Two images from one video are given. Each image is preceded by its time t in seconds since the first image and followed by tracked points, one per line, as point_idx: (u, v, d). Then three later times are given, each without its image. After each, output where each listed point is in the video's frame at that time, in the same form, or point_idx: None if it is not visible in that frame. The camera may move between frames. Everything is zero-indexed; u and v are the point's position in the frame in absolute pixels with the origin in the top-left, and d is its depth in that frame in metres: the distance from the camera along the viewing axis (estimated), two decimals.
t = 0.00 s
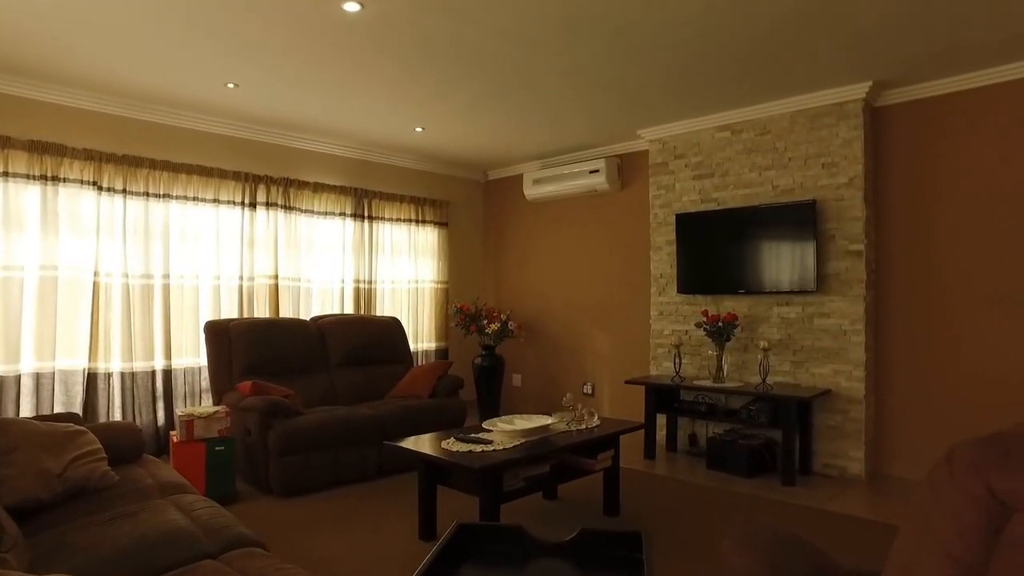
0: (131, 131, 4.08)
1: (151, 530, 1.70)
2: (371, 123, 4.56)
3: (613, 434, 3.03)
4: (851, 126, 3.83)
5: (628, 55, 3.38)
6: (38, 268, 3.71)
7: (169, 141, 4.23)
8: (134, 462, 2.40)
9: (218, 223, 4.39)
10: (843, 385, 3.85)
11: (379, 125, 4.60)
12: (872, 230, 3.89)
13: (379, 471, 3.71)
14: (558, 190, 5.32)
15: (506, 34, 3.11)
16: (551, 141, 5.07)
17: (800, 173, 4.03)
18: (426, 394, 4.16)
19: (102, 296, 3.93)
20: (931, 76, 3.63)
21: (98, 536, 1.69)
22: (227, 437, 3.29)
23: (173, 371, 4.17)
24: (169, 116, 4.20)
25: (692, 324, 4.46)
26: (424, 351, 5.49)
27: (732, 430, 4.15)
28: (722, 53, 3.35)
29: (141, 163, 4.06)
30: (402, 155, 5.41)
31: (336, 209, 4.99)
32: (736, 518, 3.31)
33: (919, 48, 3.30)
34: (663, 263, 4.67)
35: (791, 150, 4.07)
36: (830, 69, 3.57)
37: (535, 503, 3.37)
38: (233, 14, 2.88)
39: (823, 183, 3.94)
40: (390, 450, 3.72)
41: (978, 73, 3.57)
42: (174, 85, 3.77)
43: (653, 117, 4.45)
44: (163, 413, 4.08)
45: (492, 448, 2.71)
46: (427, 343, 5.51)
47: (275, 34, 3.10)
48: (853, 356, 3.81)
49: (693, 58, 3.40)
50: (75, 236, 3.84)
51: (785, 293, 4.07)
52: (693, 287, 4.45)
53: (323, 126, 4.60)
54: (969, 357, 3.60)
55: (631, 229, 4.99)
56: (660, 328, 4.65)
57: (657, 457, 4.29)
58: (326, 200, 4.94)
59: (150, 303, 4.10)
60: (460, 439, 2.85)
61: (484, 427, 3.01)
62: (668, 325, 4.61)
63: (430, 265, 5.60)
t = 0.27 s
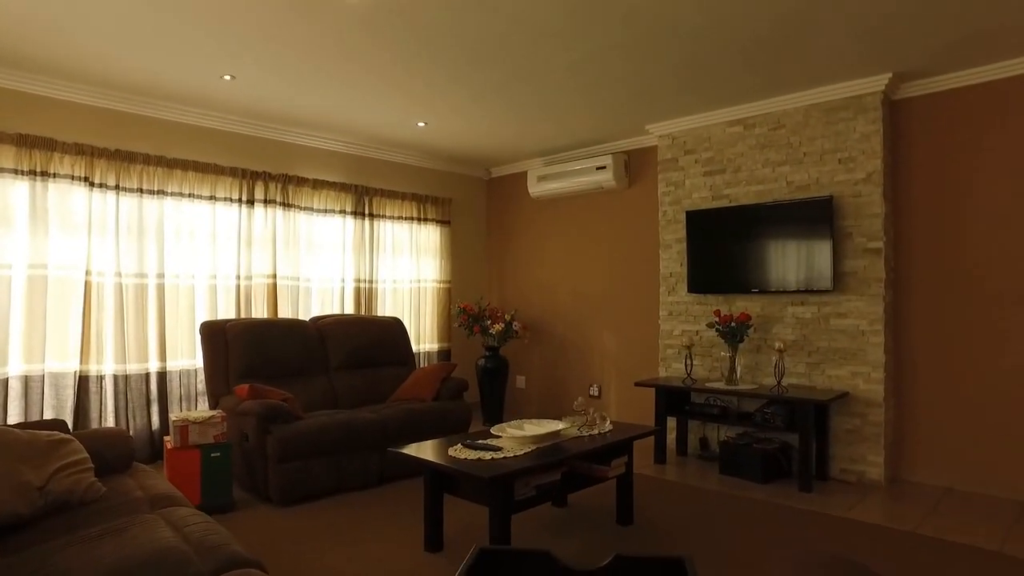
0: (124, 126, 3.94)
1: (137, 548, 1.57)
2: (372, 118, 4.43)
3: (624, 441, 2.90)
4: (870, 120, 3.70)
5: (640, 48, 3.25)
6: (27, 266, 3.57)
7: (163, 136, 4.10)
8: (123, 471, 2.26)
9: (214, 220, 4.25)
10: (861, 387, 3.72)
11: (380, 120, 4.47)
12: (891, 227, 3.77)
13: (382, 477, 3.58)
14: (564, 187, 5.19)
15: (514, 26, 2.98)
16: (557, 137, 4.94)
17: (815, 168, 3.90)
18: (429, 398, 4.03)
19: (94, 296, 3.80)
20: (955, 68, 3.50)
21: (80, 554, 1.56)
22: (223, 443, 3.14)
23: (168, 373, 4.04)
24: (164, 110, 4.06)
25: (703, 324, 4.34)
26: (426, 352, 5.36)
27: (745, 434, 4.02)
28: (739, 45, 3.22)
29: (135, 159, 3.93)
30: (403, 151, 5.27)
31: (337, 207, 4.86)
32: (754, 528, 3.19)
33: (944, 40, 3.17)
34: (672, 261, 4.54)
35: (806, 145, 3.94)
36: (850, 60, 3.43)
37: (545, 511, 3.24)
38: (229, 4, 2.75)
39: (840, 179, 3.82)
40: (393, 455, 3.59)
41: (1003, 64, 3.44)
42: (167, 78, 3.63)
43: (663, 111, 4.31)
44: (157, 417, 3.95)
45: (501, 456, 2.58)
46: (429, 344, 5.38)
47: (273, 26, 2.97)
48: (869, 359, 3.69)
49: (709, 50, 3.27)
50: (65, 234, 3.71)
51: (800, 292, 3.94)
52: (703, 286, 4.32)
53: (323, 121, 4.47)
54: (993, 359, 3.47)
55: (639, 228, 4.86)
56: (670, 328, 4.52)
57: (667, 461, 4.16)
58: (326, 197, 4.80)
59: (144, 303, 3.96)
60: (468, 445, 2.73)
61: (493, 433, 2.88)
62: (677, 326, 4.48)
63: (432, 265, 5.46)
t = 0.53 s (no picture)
0: (117, 121, 3.81)
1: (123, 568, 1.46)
2: (374, 114, 4.31)
3: (637, 448, 2.78)
4: (888, 115, 3.59)
5: (654, 42, 3.13)
6: (16, 266, 3.45)
7: (158, 132, 3.96)
8: (113, 481, 2.14)
9: (211, 219, 4.13)
10: (879, 391, 3.61)
11: (382, 116, 4.34)
12: (909, 226, 3.65)
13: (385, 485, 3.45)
14: (569, 185, 5.07)
15: (524, 19, 2.86)
16: (563, 134, 4.82)
17: (831, 166, 3.79)
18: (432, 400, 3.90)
19: (87, 297, 3.67)
20: (979, 61, 3.39)
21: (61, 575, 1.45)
22: (219, 450, 3.02)
23: (163, 376, 3.91)
24: (159, 105, 3.94)
25: (714, 326, 4.22)
26: (428, 354, 5.24)
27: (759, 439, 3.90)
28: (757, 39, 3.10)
29: (129, 155, 3.80)
30: (405, 149, 5.15)
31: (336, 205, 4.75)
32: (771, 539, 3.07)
33: (968, 32, 3.05)
34: (682, 261, 4.43)
35: (821, 142, 3.83)
36: (870, 54, 3.32)
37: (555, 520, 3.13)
38: None
39: (857, 176, 3.70)
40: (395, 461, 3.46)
41: None
42: (162, 73, 3.50)
43: (673, 107, 4.20)
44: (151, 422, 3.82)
45: (512, 465, 2.46)
46: (432, 345, 5.26)
47: (273, 19, 2.85)
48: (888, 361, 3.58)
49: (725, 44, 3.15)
50: (55, 233, 3.58)
51: (816, 293, 3.82)
52: (714, 286, 4.21)
53: (324, 117, 4.34)
54: (1017, 362, 3.36)
55: (647, 227, 4.74)
56: (679, 330, 4.41)
57: (678, 467, 4.04)
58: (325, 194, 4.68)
59: (138, 304, 3.84)
60: (476, 453, 2.61)
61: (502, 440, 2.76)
62: (686, 328, 4.36)
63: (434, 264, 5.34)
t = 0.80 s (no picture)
0: (114, 119, 3.74)
1: None
2: (375, 112, 4.25)
3: (642, 452, 2.71)
4: (897, 112, 3.53)
5: (663, 38, 3.07)
6: (10, 265, 3.38)
7: (155, 129, 3.89)
8: (107, 486, 2.08)
9: (210, 218, 4.07)
10: (889, 393, 3.55)
11: (384, 113, 4.27)
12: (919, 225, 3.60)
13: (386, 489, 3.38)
14: (573, 185, 5.01)
15: (529, 14, 2.79)
16: (568, 132, 4.75)
17: (839, 163, 3.73)
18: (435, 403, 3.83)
19: (83, 296, 3.61)
20: (991, 57, 3.33)
21: None
22: (219, 452, 2.93)
23: (160, 378, 3.84)
24: (156, 103, 3.87)
25: (720, 326, 4.17)
26: (430, 354, 5.19)
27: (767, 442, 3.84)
28: (767, 34, 3.04)
29: (125, 152, 3.73)
30: (404, 147, 5.09)
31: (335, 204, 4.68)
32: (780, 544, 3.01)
33: (982, 29, 2.99)
34: (686, 260, 4.38)
35: (829, 140, 3.77)
36: (882, 50, 3.25)
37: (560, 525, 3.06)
38: None
39: (866, 175, 3.64)
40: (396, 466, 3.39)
41: None
42: (160, 69, 3.43)
43: (679, 105, 4.13)
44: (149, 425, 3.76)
45: (518, 469, 2.39)
46: (433, 345, 5.21)
47: (273, 14, 2.78)
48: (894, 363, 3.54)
49: (735, 39, 3.09)
50: (50, 231, 3.51)
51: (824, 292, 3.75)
52: (721, 287, 4.15)
53: (324, 115, 4.28)
54: None
55: (651, 227, 4.68)
56: (685, 331, 4.35)
57: (683, 470, 3.98)
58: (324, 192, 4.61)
59: (135, 303, 3.77)
60: (481, 457, 2.54)
61: (506, 443, 2.70)
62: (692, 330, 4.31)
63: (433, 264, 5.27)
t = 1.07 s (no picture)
0: (117, 126, 3.83)
1: None
2: (377, 113, 4.33)
3: (636, 459, 2.78)
4: (897, 112, 3.59)
5: (654, 37, 3.14)
6: (11, 265, 3.47)
7: (158, 135, 3.99)
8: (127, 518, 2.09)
9: (210, 217, 4.21)
10: (890, 393, 3.52)
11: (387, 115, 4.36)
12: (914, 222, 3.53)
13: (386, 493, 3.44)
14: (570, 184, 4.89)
15: (527, 16, 2.88)
16: (569, 134, 4.83)
17: (840, 163, 3.76)
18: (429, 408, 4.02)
19: (83, 296, 3.71)
20: (983, 54, 3.37)
21: None
22: (218, 452, 2.87)
23: (160, 377, 3.93)
24: (161, 110, 3.96)
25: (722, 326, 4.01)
26: (429, 355, 4.86)
27: (764, 442, 3.84)
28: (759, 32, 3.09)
29: (126, 153, 3.85)
30: (407, 151, 5.08)
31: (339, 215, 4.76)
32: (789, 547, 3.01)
33: (978, 28, 3.03)
34: (685, 260, 4.21)
35: (830, 140, 3.80)
36: (879, 49, 3.30)
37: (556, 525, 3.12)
38: None
39: (865, 174, 3.68)
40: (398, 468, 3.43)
41: None
42: (163, 72, 3.53)
43: (676, 104, 4.19)
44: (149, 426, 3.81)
45: (519, 470, 2.41)
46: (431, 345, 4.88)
47: (274, 17, 2.87)
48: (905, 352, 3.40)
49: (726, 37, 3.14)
50: (49, 232, 3.62)
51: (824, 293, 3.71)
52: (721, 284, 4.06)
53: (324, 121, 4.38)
54: None
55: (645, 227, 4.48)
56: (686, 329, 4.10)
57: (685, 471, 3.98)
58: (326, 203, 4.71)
59: (135, 301, 3.90)
60: (481, 460, 2.55)
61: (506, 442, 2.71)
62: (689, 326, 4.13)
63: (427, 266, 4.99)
